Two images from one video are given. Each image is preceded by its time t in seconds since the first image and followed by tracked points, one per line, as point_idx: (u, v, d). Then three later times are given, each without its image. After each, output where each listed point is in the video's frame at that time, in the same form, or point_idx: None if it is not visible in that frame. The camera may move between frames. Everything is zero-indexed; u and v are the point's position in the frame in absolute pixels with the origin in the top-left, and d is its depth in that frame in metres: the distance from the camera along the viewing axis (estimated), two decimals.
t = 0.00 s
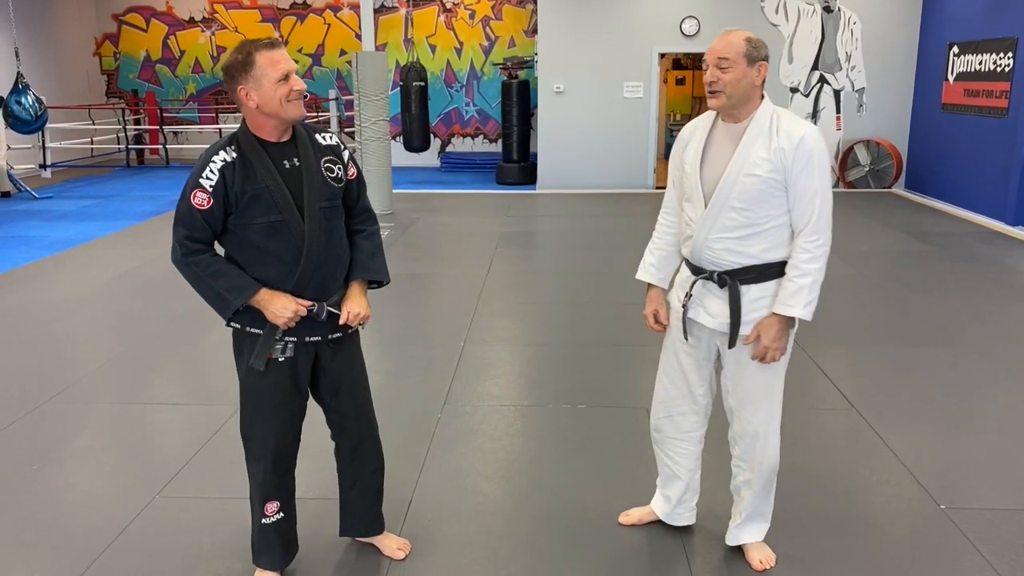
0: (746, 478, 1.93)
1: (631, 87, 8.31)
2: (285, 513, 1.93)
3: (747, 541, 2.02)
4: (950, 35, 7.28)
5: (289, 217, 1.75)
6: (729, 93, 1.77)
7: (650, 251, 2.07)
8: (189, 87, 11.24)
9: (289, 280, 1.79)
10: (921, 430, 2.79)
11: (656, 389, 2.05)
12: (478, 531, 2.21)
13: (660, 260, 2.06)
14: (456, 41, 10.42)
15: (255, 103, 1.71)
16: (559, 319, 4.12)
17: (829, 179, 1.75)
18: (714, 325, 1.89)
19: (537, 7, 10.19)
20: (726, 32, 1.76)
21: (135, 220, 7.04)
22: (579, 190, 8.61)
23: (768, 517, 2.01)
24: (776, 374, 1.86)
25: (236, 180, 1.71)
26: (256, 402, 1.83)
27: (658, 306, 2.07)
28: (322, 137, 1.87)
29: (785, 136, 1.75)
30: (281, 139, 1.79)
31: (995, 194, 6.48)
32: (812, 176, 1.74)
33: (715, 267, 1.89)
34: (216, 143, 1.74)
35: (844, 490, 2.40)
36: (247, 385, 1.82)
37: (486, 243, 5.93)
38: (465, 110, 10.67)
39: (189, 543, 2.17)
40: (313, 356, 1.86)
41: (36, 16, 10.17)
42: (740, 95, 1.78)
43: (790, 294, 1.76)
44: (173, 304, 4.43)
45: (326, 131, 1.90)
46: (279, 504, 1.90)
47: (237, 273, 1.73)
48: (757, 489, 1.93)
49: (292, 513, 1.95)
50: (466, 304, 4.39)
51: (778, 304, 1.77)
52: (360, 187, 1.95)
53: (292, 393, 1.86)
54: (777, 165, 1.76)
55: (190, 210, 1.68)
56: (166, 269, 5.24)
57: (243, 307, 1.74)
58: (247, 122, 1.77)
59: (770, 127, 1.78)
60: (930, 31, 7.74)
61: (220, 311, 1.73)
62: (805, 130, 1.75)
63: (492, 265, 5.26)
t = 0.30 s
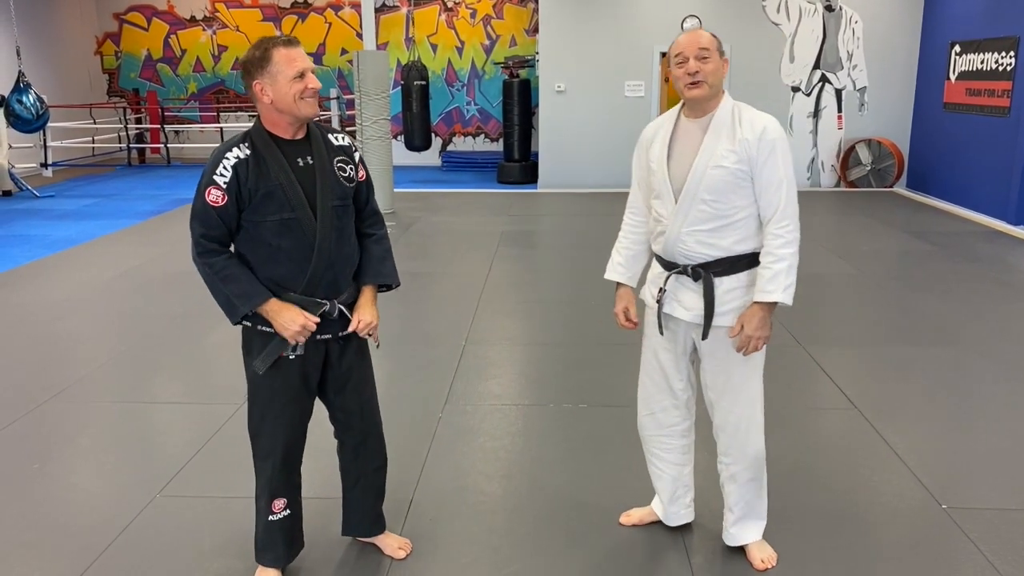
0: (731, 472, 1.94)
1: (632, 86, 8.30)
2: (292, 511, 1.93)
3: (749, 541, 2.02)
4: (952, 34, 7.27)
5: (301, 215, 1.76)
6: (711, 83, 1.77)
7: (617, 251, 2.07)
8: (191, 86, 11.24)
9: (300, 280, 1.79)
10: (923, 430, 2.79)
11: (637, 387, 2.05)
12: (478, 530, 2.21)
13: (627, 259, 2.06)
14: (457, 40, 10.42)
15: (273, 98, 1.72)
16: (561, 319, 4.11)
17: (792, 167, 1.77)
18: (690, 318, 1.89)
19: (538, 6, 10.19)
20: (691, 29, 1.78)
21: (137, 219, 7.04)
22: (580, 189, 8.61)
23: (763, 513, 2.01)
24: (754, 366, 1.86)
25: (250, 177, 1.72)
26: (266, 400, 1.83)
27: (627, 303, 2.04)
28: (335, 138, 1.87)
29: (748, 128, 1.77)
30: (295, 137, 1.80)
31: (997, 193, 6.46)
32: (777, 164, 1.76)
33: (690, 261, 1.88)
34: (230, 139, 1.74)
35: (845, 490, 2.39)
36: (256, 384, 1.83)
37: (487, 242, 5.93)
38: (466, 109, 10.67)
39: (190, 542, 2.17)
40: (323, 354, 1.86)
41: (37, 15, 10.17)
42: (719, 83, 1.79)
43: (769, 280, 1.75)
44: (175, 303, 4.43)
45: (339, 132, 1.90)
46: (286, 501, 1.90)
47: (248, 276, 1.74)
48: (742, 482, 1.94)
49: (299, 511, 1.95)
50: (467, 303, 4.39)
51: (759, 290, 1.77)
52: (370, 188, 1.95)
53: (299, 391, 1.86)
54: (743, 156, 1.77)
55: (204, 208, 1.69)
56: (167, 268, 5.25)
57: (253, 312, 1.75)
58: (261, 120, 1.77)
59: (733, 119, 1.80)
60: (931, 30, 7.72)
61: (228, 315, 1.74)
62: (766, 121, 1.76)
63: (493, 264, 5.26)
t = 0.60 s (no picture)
0: (724, 466, 1.93)
1: (634, 85, 8.29)
2: (293, 507, 1.93)
3: (746, 535, 2.02)
4: (953, 34, 7.26)
5: (310, 213, 1.76)
6: (684, 82, 1.78)
7: (589, 249, 2.06)
8: (192, 85, 11.25)
9: (305, 278, 1.80)
10: (924, 430, 2.78)
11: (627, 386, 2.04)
12: (479, 530, 2.21)
13: (597, 258, 2.06)
14: (459, 39, 10.42)
15: (288, 97, 1.71)
16: (562, 318, 4.11)
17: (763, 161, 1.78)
18: (673, 313, 1.89)
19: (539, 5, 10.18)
20: (661, 30, 1.79)
21: (138, 218, 7.05)
22: (581, 189, 8.61)
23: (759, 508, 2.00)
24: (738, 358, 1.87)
25: (263, 175, 1.72)
26: (269, 395, 1.83)
27: (593, 301, 2.05)
28: (345, 137, 1.87)
29: (720, 125, 1.78)
30: (306, 137, 1.80)
31: (998, 193, 6.46)
32: (751, 160, 1.77)
33: (668, 256, 1.88)
34: (243, 136, 1.75)
35: (845, 490, 2.39)
36: (259, 380, 1.83)
37: (488, 241, 5.93)
38: (467, 108, 10.67)
39: (192, 540, 2.17)
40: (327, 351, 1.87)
41: (39, 14, 10.18)
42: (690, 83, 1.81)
43: (740, 273, 1.77)
44: (177, 303, 4.44)
45: (350, 132, 1.90)
46: (287, 497, 1.90)
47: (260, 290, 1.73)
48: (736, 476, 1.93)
49: (300, 508, 1.95)
50: (469, 303, 4.39)
51: (729, 282, 1.79)
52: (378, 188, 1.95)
53: (302, 388, 1.86)
54: (716, 152, 1.78)
55: (223, 205, 1.68)
56: (168, 267, 5.25)
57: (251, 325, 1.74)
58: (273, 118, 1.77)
59: (704, 116, 1.80)
60: (933, 30, 7.71)
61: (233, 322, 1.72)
62: (737, 117, 1.78)
63: (494, 263, 5.26)
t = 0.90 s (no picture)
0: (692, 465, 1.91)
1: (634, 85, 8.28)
2: (295, 506, 1.93)
3: (703, 541, 1.96)
4: (955, 33, 7.25)
5: (313, 212, 1.76)
6: (671, 91, 1.78)
7: (583, 250, 2.07)
8: (193, 85, 11.25)
9: (309, 276, 1.80)
10: (927, 429, 2.78)
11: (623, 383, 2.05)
12: (480, 528, 2.21)
13: (593, 259, 2.06)
14: (460, 38, 10.41)
15: (294, 96, 1.72)
16: (563, 317, 4.10)
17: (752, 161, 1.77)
18: (664, 311, 1.88)
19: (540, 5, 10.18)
20: (645, 36, 1.76)
21: (139, 217, 7.05)
22: (582, 188, 8.61)
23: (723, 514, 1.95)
24: (721, 355, 1.86)
25: (267, 173, 1.72)
26: (273, 393, 1.84)
27: (588, 300, 2.06)
28: (352, 136, 1.86)
29: (707, 126, 1.76)
30: (312, 136, 1.80)
31: (1000, 192, 6.45)
32: (739, 160, 1.75)
33: (659, 257, 1.88)
34: (248, 135, 1.75)
35: (847, 489, 2.39)
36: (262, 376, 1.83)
37: (489, 240, 5.93)
38: (468, 108, 10.67)
39: (194, 539, 2.18)
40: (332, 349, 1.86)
41: (40, 13, 10.18)
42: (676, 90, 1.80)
43: (734, 271, 1.77)
44: (178, 302, 4.44)
45: (357, 131, 1.90)
46: (290, 495, 1.90)
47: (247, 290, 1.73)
48: (704, 476, 1.90)
49: (303, 506, 1.95)
50: (470, 302, 4.39)
51: (725, 282, 1.78)
52: (386, 188, 1.94)
53: (306, 386, 1.86)
54: (703, 154, 1.77)
55: (224, 203, 1.69)
56: (169, 266, 5.25)
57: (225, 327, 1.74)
58: (280, 117, 1.78)
59: (690, 117, 1.79)
60: (935, 29, 7.70)
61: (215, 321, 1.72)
62: (724, 118, 1.76)
63: (495, 262, 5.26)
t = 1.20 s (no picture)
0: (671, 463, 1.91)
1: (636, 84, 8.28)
2: (298, 504, 1.93)
3: (671, 541, 1.95)
4: (958, 33, 7.23)
5: (314, 209, 1.76)
6: (666, 99, 1.76)
7: (586, 249, 2.07)
8: (195, 84, 11.25)
9: (312, 273, 1.80)
10: (928, 429, 2.78)
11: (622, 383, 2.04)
12: (481, 527, 2.21)
13: (598, 260, 2.06)
14: (462, 37, 10.41)
15: (296, 94, 1.72)
16: (565, 317, 4.10)
17: (753, 169, 1.75)
18: (659, 316, 1.88)
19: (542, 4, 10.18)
20: (644, 43, 1.74)
21: (141, 216, 7.05)
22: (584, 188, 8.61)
23: (698, 517, 1.94)
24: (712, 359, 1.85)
25: (267, 171, 1.73)
26: (276, 392, 1.84)
27: (604, 294, 2.03)
28: (354, 135, 1.87)
29: (705, 134, 1.74)
30: (313, 134, 1.80)
31: (1002, 192, 6.44)
32: (738, 169, 1.73)
33: (655, 263, 1.88)
34: (250, 136, 1.77)
35: (849, 489, 2.39)
36: (267, 374, 1.84)
37: (490, 240, 5.93)
38: (470, 107, 10.67)
39: (195, 538, 2.18)
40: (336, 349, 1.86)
41: (42, 12, 10.19)
42: (675, 97, 1.78)
43: (729, 280, 1.75)
44: (179, 300, 4.44)
45: (359, 130, 1.90)
46: (293, 494, 1.90)
47: (258, 274, 1.72)
48: (683, 477, 1.90)
49: (306, 505, 1.95)
50: (471, 301, 4.39)
51: (718, 289, 1.77)
52: (389, 186, 1.94)
53: (310, 387, 1.85)
54: (701, 163, 1.76)
55: (225, 202, 1.70)
56: (171, 265, 5.26)
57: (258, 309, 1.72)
58: (281, 116, 1.78)
59: (690, 124, 1.77)
60: (937, 29, 7.69)
61: (235, 309, 1.72)
62: (723, 126, 1.74)
63: (496, 262, 5.26)
